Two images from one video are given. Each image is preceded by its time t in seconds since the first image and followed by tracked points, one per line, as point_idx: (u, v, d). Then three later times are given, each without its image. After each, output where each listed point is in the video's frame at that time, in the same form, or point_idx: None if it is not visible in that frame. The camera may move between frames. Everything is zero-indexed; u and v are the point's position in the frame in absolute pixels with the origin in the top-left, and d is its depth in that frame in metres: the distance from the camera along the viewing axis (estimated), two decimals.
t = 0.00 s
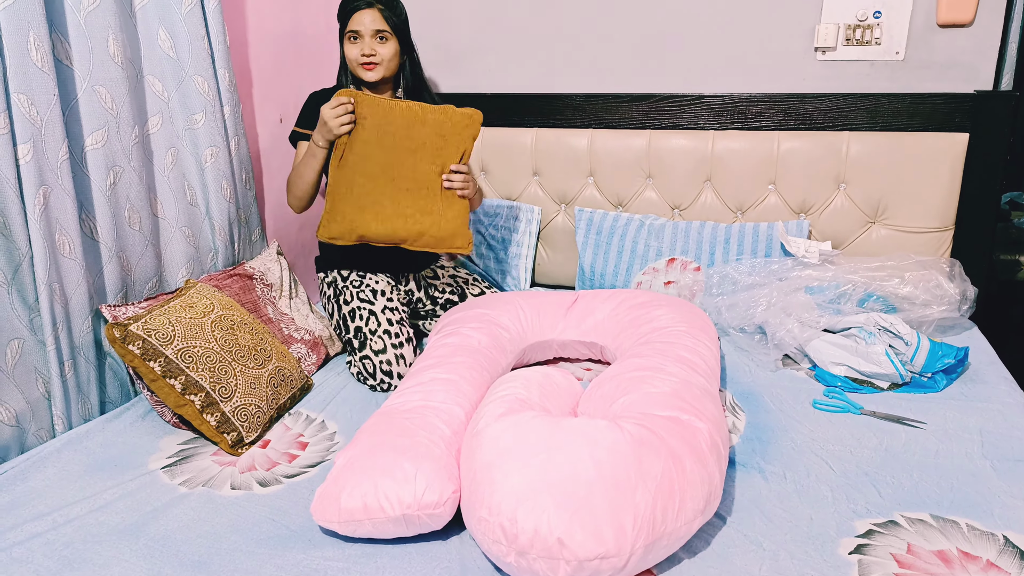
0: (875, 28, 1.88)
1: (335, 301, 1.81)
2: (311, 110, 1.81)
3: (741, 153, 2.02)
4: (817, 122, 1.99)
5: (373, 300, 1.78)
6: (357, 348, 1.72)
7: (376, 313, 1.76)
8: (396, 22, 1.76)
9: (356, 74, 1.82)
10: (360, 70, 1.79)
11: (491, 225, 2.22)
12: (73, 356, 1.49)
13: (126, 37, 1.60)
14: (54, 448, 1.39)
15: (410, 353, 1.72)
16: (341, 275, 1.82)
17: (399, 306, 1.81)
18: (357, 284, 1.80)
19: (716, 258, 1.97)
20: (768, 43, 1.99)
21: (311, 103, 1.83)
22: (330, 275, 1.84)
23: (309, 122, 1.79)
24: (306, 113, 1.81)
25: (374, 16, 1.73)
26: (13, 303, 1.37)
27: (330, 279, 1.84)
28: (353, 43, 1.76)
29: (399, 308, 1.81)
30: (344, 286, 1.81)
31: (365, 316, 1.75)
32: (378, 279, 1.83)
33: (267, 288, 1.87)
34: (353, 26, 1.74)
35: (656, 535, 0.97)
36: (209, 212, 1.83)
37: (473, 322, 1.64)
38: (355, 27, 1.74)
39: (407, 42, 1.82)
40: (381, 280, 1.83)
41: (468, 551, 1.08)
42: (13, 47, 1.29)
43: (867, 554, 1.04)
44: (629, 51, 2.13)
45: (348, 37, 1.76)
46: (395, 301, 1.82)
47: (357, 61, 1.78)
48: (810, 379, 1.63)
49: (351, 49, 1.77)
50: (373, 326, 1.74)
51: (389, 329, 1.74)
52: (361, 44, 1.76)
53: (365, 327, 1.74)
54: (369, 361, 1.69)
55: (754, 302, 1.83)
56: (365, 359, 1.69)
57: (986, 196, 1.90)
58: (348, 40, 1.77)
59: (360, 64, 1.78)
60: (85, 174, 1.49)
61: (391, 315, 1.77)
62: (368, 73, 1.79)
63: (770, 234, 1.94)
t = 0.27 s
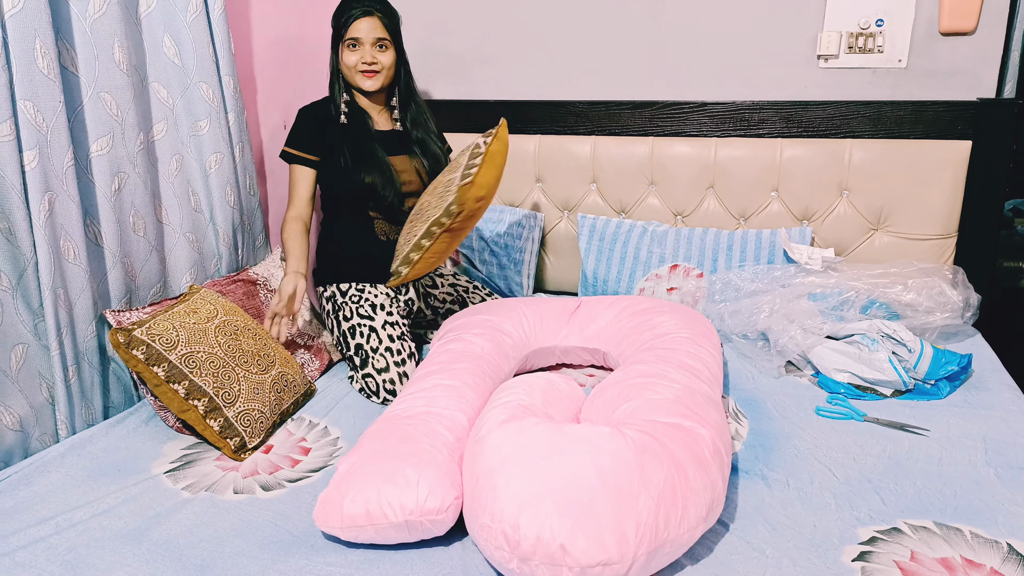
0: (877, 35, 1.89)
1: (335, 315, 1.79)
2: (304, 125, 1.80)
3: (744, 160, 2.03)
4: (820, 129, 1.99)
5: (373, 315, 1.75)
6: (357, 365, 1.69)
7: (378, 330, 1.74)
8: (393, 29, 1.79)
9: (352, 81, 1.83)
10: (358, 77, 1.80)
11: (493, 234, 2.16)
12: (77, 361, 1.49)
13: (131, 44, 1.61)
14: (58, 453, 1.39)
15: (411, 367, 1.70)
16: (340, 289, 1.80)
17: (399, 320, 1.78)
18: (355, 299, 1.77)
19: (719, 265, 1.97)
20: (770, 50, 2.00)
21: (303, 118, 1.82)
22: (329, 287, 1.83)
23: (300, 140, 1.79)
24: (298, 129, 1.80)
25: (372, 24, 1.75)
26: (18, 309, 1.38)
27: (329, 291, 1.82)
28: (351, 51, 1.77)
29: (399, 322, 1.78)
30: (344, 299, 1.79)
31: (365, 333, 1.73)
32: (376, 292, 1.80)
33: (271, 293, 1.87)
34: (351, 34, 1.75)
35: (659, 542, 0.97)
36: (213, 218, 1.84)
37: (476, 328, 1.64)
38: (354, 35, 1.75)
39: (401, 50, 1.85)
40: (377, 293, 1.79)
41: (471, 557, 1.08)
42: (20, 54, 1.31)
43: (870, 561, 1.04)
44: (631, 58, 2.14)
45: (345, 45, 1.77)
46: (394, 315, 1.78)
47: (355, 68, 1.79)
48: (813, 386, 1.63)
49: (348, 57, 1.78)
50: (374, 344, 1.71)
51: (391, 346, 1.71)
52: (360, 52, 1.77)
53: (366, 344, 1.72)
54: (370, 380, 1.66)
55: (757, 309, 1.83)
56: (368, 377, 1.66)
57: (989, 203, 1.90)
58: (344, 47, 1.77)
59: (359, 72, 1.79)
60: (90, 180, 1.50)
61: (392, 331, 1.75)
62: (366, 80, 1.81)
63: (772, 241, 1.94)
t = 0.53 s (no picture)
0: (877, 34, 1.89)
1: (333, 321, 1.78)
2: (296, 132, 1.80)
3: (743, 159, 2.02)
4: (820, 128, 1.99)
5: (371, 320, 1.76)
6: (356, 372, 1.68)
7: (376, 334, 1.73)
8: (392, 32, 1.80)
9: (351, 83, 1.82)
10: (359, 79, 1.79)
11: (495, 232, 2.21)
12: (77, 363, 1.49)
13: (130, 45, 1.61)
14: (58, 455, 1.39)
15: (411, 370, 1.69)
16: (338, 294, 1.81)
17: (396, 325, 1.78)
18: (354, 303, 1.78)
19: (719, 264, 1.97)
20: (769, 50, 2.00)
21: (295, 125, 1.81)
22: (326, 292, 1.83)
23: (293, 147, 1.79)
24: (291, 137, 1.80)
25: (371, 28, 1.75)
26: (17, 311, 1.38)
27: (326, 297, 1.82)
28: (352, 54, 1.76)
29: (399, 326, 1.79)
30: (343, 305, 1.79)
31: (364, 338, 1.72)
32: (373, 297, 1.81)
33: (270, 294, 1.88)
34: (352, 37, 1.75)
35: (658, 543, 0.96)
36: (213, 220, 1.84)
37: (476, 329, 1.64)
38: (356, 38, 1.75)
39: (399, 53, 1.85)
40: (377, 299, 1.81)
41: (471, 558, 1.08)
42: (20, 56, 1.31)
43: (870, 561, 1.04)
44: (631, 58, 2.14)
45: (345, 48, 1.76)
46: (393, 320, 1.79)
47: (355, 70, 1.78)
48: (814, 386, 1.63)
49: (349, 60, 1.77)
50: (373, 351, 1.70)
51: (390, 352, 1.71)
52: (362, 56, 1.77)
53: (364, 350, 1.70)
54: (370, 387, 1.64)
55: (757, 308, 1.83)
56: (368, 383, 1.65)
57: (988, 202, 1.90)
58: (345, 49, 1.76)
59: (361, 74, 1.79)
60: (89, 181, 1.50)
61: (390, 336, 1.74)
62: (368, 82, 1.80)
63: (772, 240, 1.94)
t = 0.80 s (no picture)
0: (872, 46, 1.90)
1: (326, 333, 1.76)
2: (292, 144, 1.80)
3: (740, 170, 2.03)
4: (816, 139, 2.00)
5: (366, 331, 1.72)
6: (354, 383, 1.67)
7: (370, 346, 1.70)
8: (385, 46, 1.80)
9: (348, 98, 1.84)
10: (354, 96, 1.81)
11: (491, 240, 2.23)
12: (74, 373, 1.49)
13: (130, 55, 1.62)
14: (54, 465, 1.39)
15: (407, 381, 1.68)
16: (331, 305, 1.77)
17: (389, 335, 1.75)
18: (347, 315, 1.75)
19: (716, 275, 1.98)
20: (766, 61, 2.01)
21: (291, 137, 1.81)
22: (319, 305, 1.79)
23: (289, 159, 1.77)
24: (285, 149, 1.79)
25: (365, 43, 1.75)
26: (15, 321, 1.38)
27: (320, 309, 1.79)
28: (346, 71, 1.77)
29: (393, 336, 1.77)
30: (336, 315, 1.75)
31: (359, 349, 1.70)
32: (368, 307, 1.79)
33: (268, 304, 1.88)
34: (346, 54, 1.75)
35: (656, 554, 0.96)
36: (212, 230, 1.85)
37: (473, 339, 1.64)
38: (350, 55, 1.75)
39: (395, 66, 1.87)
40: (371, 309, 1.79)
41: (467, 570, 1.08)
42: (20, 66, 1.31)
43: (868, 572, 1.03)
44: (628, 69, 2.15)
45: (340, 65, 1.77)
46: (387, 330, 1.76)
47: (349, 86, 1.80)
48: (811, 397, 1.63)
49: (344, 77, 1.78)
50: (368, 361, 1.68)
51: (384, 362, 1.68)
52: (356, 72, 1.78)
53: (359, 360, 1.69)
54: (368, 398, 1.64)
55: (753, 319, 1.83)
56: (365, 394, 1.65)
57: (984, 213, 1.91)
58: (339, 66, 1.78)
59: (356, 90, 1.81)
60: (88, 191, 1.51)
61: (384, 346, 1.72)
62: (364, 98, 1.82)
63: (769, 251, 1.95)
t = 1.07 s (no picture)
0: (872, 49, 1.90)
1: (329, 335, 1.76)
2: (296, 146, 1.79)
3: (739, 173, 2.04)
4: (815, 142, 2.01)
5: (368, 333, 1.74)
6: (355, 386, 1.67)
7: (373, 348, 1.71)
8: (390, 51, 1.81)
9: (353, 102, 1.84)
10: (360, 100, 1.83)
11: (492, 243, 2.23)
12: (74, 375, 1.49)
13: (131, 58, 1.62)
14: (54, 468, 1.39)
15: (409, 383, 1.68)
16: (334, 307, 1.78)
17: (392, 336, 1.76)
18: (349, 318, 1.77)
19: (716, 277, 1.97)
20: (765, 64, 2.02)
21: (296, 139, 1.80)
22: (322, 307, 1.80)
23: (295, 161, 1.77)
24: (290, 152, 1.79)
25: (371, 48, 1.76)
26: (15, 323, 1.38)
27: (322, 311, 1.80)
28: (353, 75, 1.78)
29: (395, 338, 1.77)
30: (340, 318, 1.77)
31: (361, 352, 1.70)
32: (370, 310, 1.79)
33: (268, 306, 1.88)
34: (352, 58, 1.75)
35: (656, 556, 0.96)
36: (212, 232, 1.85)
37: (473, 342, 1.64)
38: (356, 60, 1.76)
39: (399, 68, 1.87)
40: (373, 312, 1.79)
41: (468, 572, 1.08)
42: (21, 69, 1.32)
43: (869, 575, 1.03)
44: (628, 72, 2.16)
45: (346, 69, 1.77)
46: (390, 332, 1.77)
47: (355, 90, 1.80)
48: (811, 399, 1.63)
49: (349, 81, 1.78)
50: (370, 363, 1.68)
51: (387, 364, 1.68)
52: (362, 76, 1.78)
53: (361, 363, 1.68)
54: (369, 400, 1.64)
55: (753, 322, 1.83)
56: (365, 397, 1.64)
57: (985, 215, 1.91)
58: (344, 70, 1.78)
59: (362, 95, 1.81)
60: (88, 194, 1.51)
61: (387, 348, 1.72)
62: (369, 102, 1.83)
63: (769, 253, 1.95)
